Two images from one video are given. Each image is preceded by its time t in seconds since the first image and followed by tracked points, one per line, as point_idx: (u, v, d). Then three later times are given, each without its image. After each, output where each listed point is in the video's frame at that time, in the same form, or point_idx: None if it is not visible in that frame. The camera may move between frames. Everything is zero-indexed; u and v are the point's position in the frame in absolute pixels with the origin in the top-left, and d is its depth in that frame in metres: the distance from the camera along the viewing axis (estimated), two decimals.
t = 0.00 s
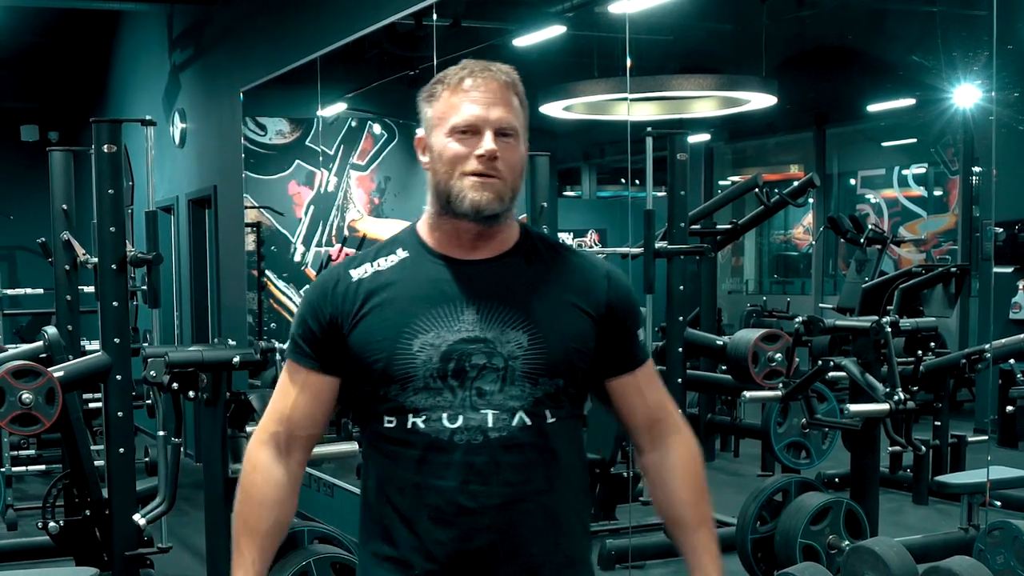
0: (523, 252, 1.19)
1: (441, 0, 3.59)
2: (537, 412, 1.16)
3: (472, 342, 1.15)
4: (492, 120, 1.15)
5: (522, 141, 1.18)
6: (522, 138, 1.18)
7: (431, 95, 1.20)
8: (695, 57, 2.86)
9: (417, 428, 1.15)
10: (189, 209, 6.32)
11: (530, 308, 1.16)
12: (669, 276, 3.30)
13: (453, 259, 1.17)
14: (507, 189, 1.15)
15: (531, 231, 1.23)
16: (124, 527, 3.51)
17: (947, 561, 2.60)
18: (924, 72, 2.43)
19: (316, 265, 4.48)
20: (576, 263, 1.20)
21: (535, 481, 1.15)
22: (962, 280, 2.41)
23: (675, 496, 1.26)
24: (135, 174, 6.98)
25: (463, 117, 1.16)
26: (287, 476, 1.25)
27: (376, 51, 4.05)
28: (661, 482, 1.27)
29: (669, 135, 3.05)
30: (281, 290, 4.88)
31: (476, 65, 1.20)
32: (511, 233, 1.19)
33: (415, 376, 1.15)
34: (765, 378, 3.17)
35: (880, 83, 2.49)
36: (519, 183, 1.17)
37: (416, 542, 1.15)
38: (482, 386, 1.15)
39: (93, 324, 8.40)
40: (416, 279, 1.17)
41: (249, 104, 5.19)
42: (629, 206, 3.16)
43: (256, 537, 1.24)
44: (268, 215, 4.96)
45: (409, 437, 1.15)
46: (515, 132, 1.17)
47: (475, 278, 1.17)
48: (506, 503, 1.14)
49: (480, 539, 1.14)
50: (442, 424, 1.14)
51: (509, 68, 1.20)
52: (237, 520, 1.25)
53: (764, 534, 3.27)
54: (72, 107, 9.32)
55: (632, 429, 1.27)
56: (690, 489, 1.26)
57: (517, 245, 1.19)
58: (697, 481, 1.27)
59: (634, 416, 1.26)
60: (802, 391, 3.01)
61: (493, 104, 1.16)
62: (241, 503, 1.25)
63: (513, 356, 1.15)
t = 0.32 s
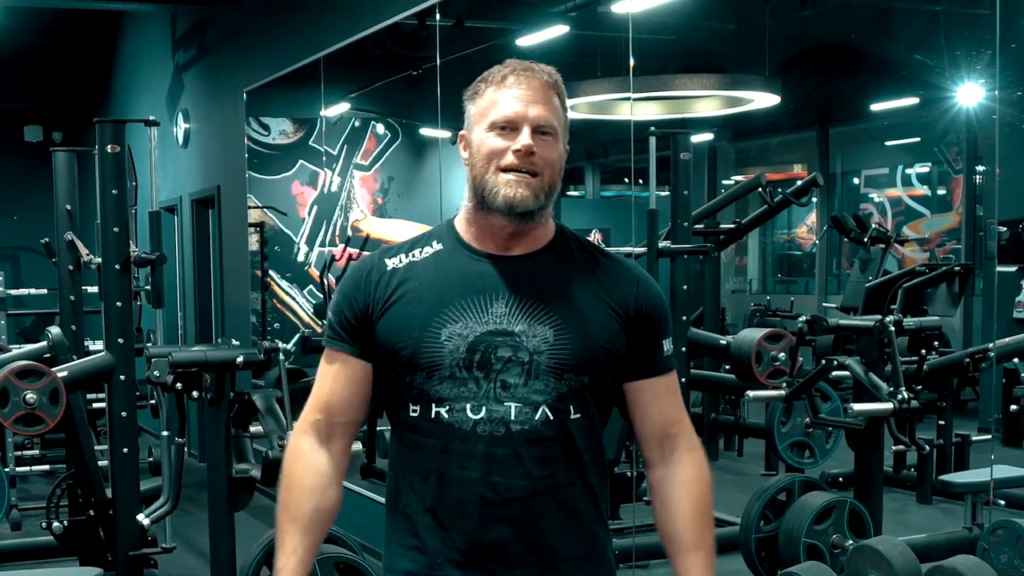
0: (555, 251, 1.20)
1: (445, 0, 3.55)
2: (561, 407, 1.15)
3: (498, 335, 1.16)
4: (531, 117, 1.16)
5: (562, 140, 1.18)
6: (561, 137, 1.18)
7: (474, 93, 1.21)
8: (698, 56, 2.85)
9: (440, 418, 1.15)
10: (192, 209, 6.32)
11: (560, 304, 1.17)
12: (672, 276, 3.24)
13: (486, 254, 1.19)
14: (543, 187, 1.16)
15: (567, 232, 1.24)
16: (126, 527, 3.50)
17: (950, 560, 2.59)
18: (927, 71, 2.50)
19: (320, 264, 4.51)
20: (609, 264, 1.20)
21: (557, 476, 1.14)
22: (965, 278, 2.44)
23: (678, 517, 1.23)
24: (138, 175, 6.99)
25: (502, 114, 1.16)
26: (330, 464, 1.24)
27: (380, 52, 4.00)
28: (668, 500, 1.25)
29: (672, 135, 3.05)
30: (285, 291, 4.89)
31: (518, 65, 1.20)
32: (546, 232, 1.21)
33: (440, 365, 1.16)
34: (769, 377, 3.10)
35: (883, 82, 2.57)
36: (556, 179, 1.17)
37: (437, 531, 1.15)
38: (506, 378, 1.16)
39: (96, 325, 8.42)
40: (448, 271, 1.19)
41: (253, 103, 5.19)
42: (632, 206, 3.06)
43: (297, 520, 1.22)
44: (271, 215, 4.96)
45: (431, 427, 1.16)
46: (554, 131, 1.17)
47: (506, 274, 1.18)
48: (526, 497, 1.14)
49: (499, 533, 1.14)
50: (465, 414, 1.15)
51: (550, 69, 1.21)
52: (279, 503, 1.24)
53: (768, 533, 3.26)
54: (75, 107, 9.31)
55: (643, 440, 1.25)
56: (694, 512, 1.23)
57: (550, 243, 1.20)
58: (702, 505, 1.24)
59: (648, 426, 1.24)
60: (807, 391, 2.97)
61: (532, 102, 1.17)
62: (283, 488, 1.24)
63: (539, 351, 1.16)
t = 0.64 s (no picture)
0: (561, 245, 1.20)
1: None
2: (563, 394, 1.14)
3: (501, 322, 1.16)
4: (532, 127, 1.15)
5: (565, 147, 1.18)
6: (563, 146, 1.17)
7: (480, 98, 1.21)
8: (700, 56, 2.93)
9: (441, 405, 1.15)
10: (195, 209, 6.33)
11: (562, 291, 1.16)
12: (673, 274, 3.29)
13: (492, 248, 1.20)
14: (542, 197, 1.16)
15: (575, 230, 1.24)
16: (129, 526, 3.50)
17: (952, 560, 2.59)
18: (930, 71, 2.48)
19: (323, 264, 4.52)
20: (614, 257, 1.20)
21: (558, 463, 1.13)
22: (968, 278, 2.40)
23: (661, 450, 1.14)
24: (140, 174, 7.00)
25: (505, 123, 1.16)
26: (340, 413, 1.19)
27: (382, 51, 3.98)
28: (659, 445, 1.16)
29: (675, 135, 3.14)
30: (288, 291, 4.89)
31: (524, 70, 1.20)
32: (553, 229, 1.21)
33: (442, 352, 1.16)
34: (771, 378, 3.03)
35: (886, 83, 2.60)
36: (556, 191, 1.17)
37: (438, 518, 1.15)
38: (508, 365, 1.15)
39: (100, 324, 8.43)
40: (453, 264, 1.19)
41: (255, 102, 5.19)
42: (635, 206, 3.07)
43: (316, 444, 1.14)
44: (274, 214, 4.96)
45: (435, 415, 1.16)
46: (556, 140, 1.17)
47: (511, 266, 1.19)
48: (525, 482, 1.13)
49: (501, 517, 1.13)
50: (466, 400, 1.14)
51: (556, 74, 1.20)
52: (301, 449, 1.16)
53: (769, 533, 3.27)
54: (79, 107, 9.33)
55: (649, 409, 1.19)
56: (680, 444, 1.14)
57: (557, 239, 1.21)
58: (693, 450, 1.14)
59: (652, 397, 1.18)
60: (808, 391, 2.94)
61: (533, 111, 1.16)
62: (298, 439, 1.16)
63: (539, 337, 1.15)
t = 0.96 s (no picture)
0: (564, 246, 1.19)
1: None
2: (562, 399, 1.14)
3: (502, 326, 1.16)
4: (542, 119, 1.16)
5: (572, 141, 1.18)
6: (572, 140, 1.18)
7: (488, 94, 1.21)
8: (702, 55, 2.94)
9: (443, 408, 1.15)
10: (197, 209, 6.32)
11: (564, 296, 1.16)
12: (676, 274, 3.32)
13: (495, 249, 1.19)
14: (551, 187, 1.16)
15: (579, 230, 1.24)
16: (131, 525, 3.50)
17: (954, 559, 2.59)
18: (931, 71, 2.48)
19: (325, 264, 4.52)
20: (617, 260, 1.19)
21: (557, 467, 1.13)
22: (970, 278, 2.41)
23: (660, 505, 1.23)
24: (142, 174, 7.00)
25: (514, 114, 1.16)
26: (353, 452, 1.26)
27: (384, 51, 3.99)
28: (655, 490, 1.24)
29: (677, 134, 3.13)
30: (289, 290, 4.90)
31: (532, 67, 1.21)
32: (556, 228, 1.21)
33: (443, 355, 1.16)
34: (773, 377, 3.08)
35: (889, 81, 2.57)
36: (564, 180, 1.17)
37: (436, 521, 1.15)
38: (508, 369, 1.15)
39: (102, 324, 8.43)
40: (455, 266, 1.19)
41: (257, 102, 5.18)
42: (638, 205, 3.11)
43: (336, 507, 1.24)
44: (276, 214, 4.97)
45: (436, 416, 1.16)
46: (564, 134, 1.17)
47: (513, 269, 1.18)
48: (523, 487, 1.13)
49: (499, 522, 1.13)
50: (466, 403, 1.15)
51: (564, 72, 1.21)
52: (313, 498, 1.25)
53: (771, 533, 3.28)
54: (81, 107, 9.32)
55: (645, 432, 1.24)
56: (679, 501, 1.22)
57: (561, 239, 1.20)
58: (690, 499, 1.22)
59: (649, 419, 1.23)
60: (810, 390, 2.98)
61: (543, 103, 1.17)
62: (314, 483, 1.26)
63: (539, 342, 1.15)
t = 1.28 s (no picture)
0: (564, 246, 1.19)
1: None
2: (565, 399, 1.14)
3: (504, 327, 1.16)
4: (536, 115, 1.16)
5: (568, 138, 1.19)
6: (566, 136, 1.18)
7: (481, 95, 1.22)
8: (704, 54, 2.96)
9: (446, 409, 1.16)
10: (199, 208, 6.32)
11: (565, 296, 1.16)
12: (678, 274, 3.36)
13: (494, 249, 1.19)
14: (548, 182, 1.16)
15: (577, 229, 1.24)
16: (132, 525, 3.51)
17: (954, 560, 2.59)
18: (932, 71, 2.49)
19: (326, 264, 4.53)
20: (616, 260, 1.19)
21: (562, 467, 1.13)
22: (971, 279, 2.40)
23: (701, 507, 1.23)
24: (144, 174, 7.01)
25: (509, 112, 1.16)
26: (329, 452, 1.27)
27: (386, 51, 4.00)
28: (690, 491, 1.24)
29: (678, 135, 3.13)
30: (290, 290, 4.90)
31: (524, 66, 1.21)
32: (554, 227, 1.21)
33: (445, 356, 1.15)
34: (775, 377, 3.08)
35: (889, 82, 2.58)
36: (562, 175, 1.17)
37: (441, 522, 1.15)
38: (510, 369, 1.15)
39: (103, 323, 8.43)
40: (456, 268, 1.19)
41: (259, 102, 5.18)
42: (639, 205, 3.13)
43: (294, 509, 1.26)
44: (277, 214, 4.97)
45: (438, 417, 1.16)
46: (559, 130, 1.17)
47: (513, 268, 1.18)
48: (528, 486, 1.13)
49: (506, 522, 1.13)
50: (469, 405, 1.15)
51: (556, 70, 1.21)
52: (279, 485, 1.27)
53: (772, 533, 3.31)
54: (82, 107, 9.33)
55: (663, 431, 1.24)
56: (715, 500, 1.22)
57: (560, 239, 1.20)
58: (725, 495, 1.23)
59: (665, 418, 1.23)
60: (811, 390, 3.00)
61: (538, 100, 1.17)
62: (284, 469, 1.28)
63: (542, 342, 1.15)
